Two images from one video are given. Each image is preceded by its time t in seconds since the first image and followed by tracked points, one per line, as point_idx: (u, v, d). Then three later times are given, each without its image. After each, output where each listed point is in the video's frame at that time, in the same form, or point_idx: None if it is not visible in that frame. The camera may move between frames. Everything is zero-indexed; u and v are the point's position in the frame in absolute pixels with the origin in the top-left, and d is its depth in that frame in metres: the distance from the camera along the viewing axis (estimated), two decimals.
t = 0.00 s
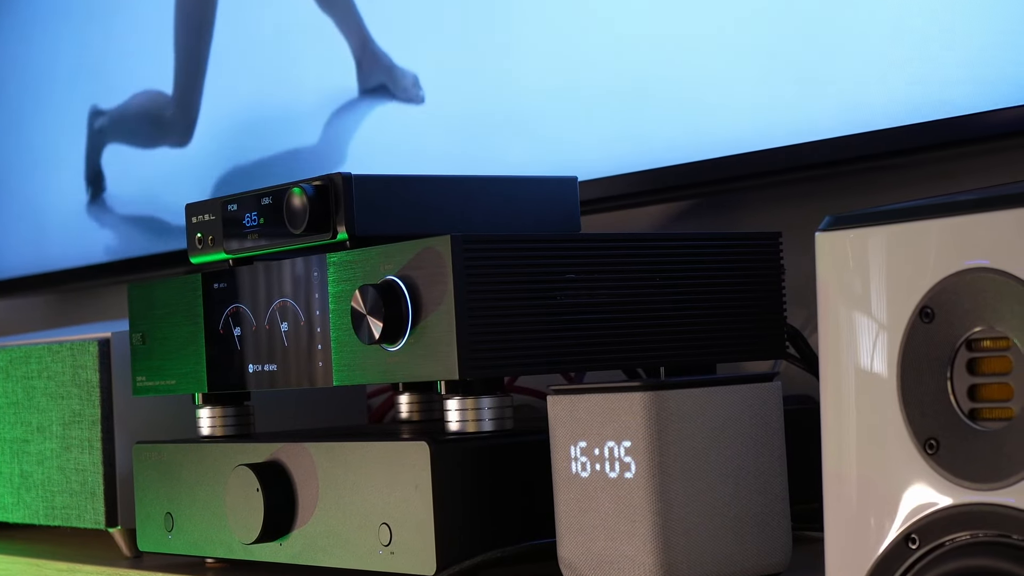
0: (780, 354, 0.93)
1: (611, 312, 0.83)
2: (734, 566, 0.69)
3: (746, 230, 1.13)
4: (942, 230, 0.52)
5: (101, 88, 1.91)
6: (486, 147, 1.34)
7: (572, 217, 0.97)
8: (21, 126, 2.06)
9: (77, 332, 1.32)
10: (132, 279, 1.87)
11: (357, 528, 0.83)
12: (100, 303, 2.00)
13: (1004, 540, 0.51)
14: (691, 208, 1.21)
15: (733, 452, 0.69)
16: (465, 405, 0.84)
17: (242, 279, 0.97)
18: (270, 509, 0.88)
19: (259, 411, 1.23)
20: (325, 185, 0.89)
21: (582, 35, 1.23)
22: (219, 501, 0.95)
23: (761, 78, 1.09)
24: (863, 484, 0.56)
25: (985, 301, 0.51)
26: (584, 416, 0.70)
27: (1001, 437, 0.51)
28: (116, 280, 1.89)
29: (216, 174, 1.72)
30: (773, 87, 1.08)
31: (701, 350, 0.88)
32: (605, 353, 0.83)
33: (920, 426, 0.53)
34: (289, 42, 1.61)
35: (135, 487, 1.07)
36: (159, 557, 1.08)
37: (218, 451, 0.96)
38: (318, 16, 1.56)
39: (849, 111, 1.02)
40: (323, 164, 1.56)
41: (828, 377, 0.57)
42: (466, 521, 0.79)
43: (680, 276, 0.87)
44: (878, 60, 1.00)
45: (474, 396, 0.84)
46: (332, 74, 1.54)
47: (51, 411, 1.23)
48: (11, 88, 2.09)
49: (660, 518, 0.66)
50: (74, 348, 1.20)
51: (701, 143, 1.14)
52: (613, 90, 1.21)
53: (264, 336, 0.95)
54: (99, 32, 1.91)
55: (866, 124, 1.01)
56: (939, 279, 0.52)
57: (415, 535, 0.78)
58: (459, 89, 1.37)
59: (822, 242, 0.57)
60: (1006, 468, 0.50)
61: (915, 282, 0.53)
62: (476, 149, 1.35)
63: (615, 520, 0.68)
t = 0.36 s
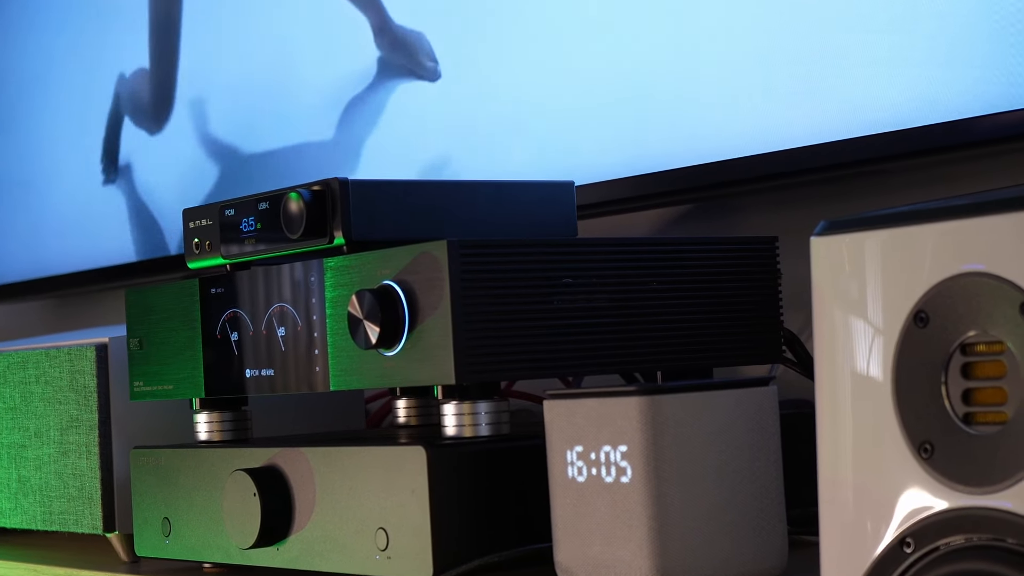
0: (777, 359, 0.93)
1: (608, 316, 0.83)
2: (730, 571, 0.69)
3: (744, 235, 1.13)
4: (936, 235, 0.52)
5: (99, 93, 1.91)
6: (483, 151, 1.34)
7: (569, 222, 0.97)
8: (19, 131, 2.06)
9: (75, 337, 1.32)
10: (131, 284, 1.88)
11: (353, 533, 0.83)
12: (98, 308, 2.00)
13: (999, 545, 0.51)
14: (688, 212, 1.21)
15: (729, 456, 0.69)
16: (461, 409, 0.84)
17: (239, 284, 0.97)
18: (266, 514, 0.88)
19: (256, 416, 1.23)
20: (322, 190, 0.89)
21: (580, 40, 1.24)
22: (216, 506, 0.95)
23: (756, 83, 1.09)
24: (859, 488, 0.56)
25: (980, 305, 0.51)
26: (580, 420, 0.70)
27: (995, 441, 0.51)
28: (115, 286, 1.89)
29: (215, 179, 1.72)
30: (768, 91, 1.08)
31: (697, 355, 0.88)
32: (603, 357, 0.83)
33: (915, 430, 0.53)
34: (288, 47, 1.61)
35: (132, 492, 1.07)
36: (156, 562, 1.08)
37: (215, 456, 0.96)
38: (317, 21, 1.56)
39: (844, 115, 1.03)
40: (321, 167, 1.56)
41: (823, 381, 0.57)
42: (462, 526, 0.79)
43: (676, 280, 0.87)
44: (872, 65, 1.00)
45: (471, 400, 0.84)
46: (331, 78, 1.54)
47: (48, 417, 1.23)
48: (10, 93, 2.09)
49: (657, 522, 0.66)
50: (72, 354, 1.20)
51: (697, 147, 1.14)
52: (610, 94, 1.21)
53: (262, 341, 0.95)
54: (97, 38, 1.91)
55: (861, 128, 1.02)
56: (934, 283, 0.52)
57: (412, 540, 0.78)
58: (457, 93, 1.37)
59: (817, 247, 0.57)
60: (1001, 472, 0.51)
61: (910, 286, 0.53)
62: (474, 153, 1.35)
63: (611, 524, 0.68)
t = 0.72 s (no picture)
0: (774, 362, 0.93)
1: (606, 320, 0.83)
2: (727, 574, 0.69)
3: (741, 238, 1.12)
4: (931, 238, 0.53)
5: (97, 97, 1.91)
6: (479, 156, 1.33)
7: (565, 226, 0.97)
8: (18, 136, 2.06)
9: (74, 342, 1.32)
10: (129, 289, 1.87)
11: (351, 537, 0.83)
12: (97, 312, 2.00)
13: (995, 548, 0.51)
14: (685, 216, 1.21)
15: (725, 460, 0.69)
16: (458, 414, 0.84)
17: (236, 289, 0.97)
18: (263, 519, 0.88)
19: (253, 421, 1.23)
20: (318, 194, 0.89)
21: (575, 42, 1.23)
22: (214, 511, 0.95)
23: (752, 86, 1.08)
24: (855, 492, 0.56)
25: (975, 308, 0.51)
26: (577, 424, 0.70)
27: (991, 445, 0.51)
28: (113, 290, 1.90)
29: (213, 184, 1.72)
30: (764, 94, 1.08)
31: (694, 359, 0.88)
32: (602, 360, 0.83)
33: (910, 434, 0.53)
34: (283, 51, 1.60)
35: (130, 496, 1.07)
36: (154, 567, 1.08)
37: (212, 460, 0.96)
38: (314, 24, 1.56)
39: (841, 119, 1.02)
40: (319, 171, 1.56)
41: (819, 385, 0.57)
42: (459, 530, 0.79)
43: (673, 283, 0.87)
44: (867, 68, 1.00)
45: (468, 405, 0.85)
46: (329, 83, 1.54)
47: (46, 421, 1.23)
48: (8, 98, 2.09)
49: (653, 526, 0.66)
50: (70, 358, 1.20)
51: (692, 151, 1.13)
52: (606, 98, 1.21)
53: (259, 345, 0.95)
54: (96, 43, 1.91)
55: (856, 132, 1.01)
56: (929, 287, 0.52)
57: (409, 545, 0.78)
58: (454, 96, 1.37)
59: (812, 252, 0.57)
60: (995, 476, 0.51)
61: (905, 291, 0.53)
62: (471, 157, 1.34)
63: (608, 528, 0.68)
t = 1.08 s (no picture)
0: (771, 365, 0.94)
1: (604, 322, 0.84)
2: None
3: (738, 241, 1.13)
4: (927, 241, 0.53)
5: (94, 100, 1.91)
6: (477, 159, 1.33)
7: (563, 229, 0.97)
8: (15, 139, 2.06)
9: (71, 345, 1.32)
10: (127, 292, 1.87)
11: (348, 540, 0.83)
12: (94, 315, 2.00)
13: (990, 550, 0.51)
14: (682, 219, 1.21)
15: (722, 463, 0.69)
16: (455, 417, 0.84)
17: (233, 293, 0.98)
18: (261, 522, 0.88)
19: (251, 424, 1.23)
20: (316, 198, 0.89)
21: (572, 45, 1.23)
22: (211, 514, 0.95)
23: (749, 89, 1.09)
24: (851, 495, 0.56)
25: (969, 311, 0.51)
26: (573, 428, 0.70)
27: (986, 448, 0.51)
28: (111, 293, 1.89)
29: (211, 187, 1.72)
30: (761, 97, 1.08)
31: (691, 362, 0.88)
32: (600, 363, 0.83)
33: (905, 436, 0.54)
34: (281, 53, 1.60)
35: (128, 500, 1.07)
36: (152, 570, 1.07)
37: (210, 464, 0.96)
38: (312, 26, 1.56)
39: (837, 122, 1.02)
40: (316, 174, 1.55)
41: (816, 388, 0.57)
42: (456, 533, 0.79)
43: (670, 286, 0.87)
44: (863, 71, 1.00)
45: (465, 408, 0.84)
46: (327, 86, 1.54)
47: (44, 425, 1.23)
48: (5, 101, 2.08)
49: (649, 529, 0.66)
50: (67, 362, 1.20)
51: (689, 154, 1.13)
52: (603, 101, 1.21)
53: (256, 348, 0.95)
54: (92, 45, 1.91)
55: (854, 135, 1.01)
56: (924, 290, 0.53)
57: (406, 547, 0.78)
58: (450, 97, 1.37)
59: (809, 255, 0.58)
60: (991, 478, 0.51)
61: (901, 293, 0.53)
62: (469, 160, 1.34)
63: (604, 531, 0.68)
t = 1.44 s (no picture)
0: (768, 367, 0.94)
1: (600, 325, 0.84)
2: None
3: (735, 244, 1.13)
4: (923, 244, 0.53)
5: (92, 103, 1.91)
6: (473, 161, 1.33)
7: (560, 232, 0.97)
8: (14, 142, 2.06)
9: (69, 348, 1.32)
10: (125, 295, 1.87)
11: (345, 543, 0.83)
12: (93, 318, 2.00)
13: (984, 552, 0.51)
14: (680, 221, 1.21)
15: (718, 465, 0.69)
16: (452, 419, 0.84)
17: (230, 296, 0.98)
18: (258, 524, 0.88)
19: (248, 426, 1.23)
20: (313, 201, 0.89)
21: (569, 47, 1.23)
22: (208, 516, 0.95)
23: (746, 92, 1.09)
24: (847, 498, 0.56)
25: (964, 314, 0.51)
26: (570, 430, 0.70)
27: (981, 450, 0.51)
28: (109, 296, 1.89)
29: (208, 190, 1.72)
30: (757, 100, 1.08)
31: (688, 364, 0.88)
32: (597, 366, 0.83)
33: (900, 439, 0.54)
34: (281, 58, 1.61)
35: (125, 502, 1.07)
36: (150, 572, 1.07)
37: (207, 466, 0.96)
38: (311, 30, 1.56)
39: (834, 124, 1.02)
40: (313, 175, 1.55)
41: (812, 391, 0.57)
42: (452, 535, 0.79)
43: (667, 288, 0.87)
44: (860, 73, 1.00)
45: (462, 410, 0.85)
46: (325, 88, 1.54)
47: (42, 428, 1.23)
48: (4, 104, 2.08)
49: (646, 532, 0.66)
50: (65, 364, 1.20)
51: (687, 156, 1.14)
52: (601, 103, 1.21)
53: (253, 351, 0.95)
54: (91, 48, 1.91)
55: (850, 137, 1.01)
56: (919, 294, 0.53)
57: (403, 550, 0.78)
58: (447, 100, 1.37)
59: (805, 258, 0.58)
60: (985, 481, 0.51)
61: (896, 296, 0.54)
62: (467, 162, 1.34)
63: (601, 534, 0.68)
